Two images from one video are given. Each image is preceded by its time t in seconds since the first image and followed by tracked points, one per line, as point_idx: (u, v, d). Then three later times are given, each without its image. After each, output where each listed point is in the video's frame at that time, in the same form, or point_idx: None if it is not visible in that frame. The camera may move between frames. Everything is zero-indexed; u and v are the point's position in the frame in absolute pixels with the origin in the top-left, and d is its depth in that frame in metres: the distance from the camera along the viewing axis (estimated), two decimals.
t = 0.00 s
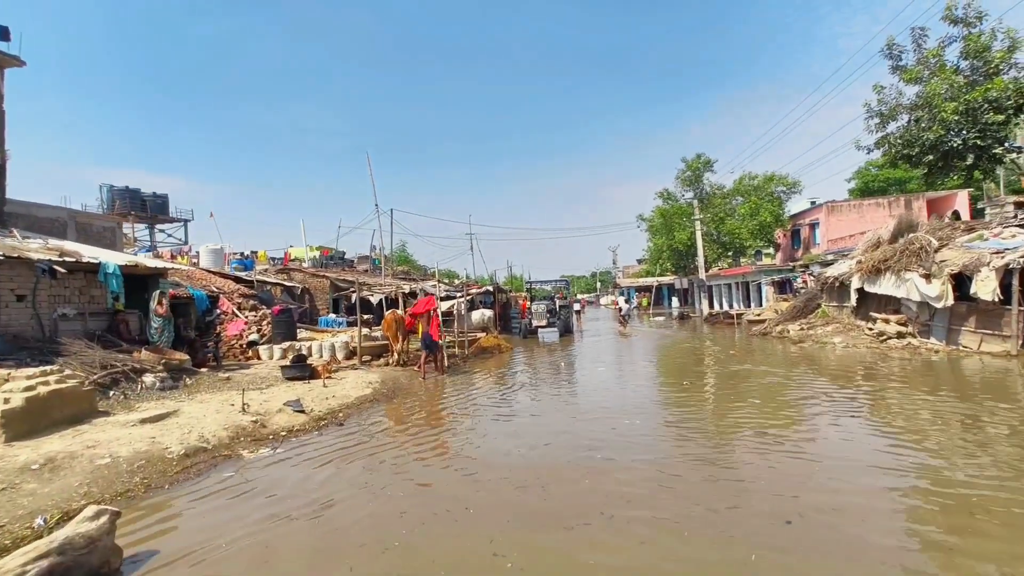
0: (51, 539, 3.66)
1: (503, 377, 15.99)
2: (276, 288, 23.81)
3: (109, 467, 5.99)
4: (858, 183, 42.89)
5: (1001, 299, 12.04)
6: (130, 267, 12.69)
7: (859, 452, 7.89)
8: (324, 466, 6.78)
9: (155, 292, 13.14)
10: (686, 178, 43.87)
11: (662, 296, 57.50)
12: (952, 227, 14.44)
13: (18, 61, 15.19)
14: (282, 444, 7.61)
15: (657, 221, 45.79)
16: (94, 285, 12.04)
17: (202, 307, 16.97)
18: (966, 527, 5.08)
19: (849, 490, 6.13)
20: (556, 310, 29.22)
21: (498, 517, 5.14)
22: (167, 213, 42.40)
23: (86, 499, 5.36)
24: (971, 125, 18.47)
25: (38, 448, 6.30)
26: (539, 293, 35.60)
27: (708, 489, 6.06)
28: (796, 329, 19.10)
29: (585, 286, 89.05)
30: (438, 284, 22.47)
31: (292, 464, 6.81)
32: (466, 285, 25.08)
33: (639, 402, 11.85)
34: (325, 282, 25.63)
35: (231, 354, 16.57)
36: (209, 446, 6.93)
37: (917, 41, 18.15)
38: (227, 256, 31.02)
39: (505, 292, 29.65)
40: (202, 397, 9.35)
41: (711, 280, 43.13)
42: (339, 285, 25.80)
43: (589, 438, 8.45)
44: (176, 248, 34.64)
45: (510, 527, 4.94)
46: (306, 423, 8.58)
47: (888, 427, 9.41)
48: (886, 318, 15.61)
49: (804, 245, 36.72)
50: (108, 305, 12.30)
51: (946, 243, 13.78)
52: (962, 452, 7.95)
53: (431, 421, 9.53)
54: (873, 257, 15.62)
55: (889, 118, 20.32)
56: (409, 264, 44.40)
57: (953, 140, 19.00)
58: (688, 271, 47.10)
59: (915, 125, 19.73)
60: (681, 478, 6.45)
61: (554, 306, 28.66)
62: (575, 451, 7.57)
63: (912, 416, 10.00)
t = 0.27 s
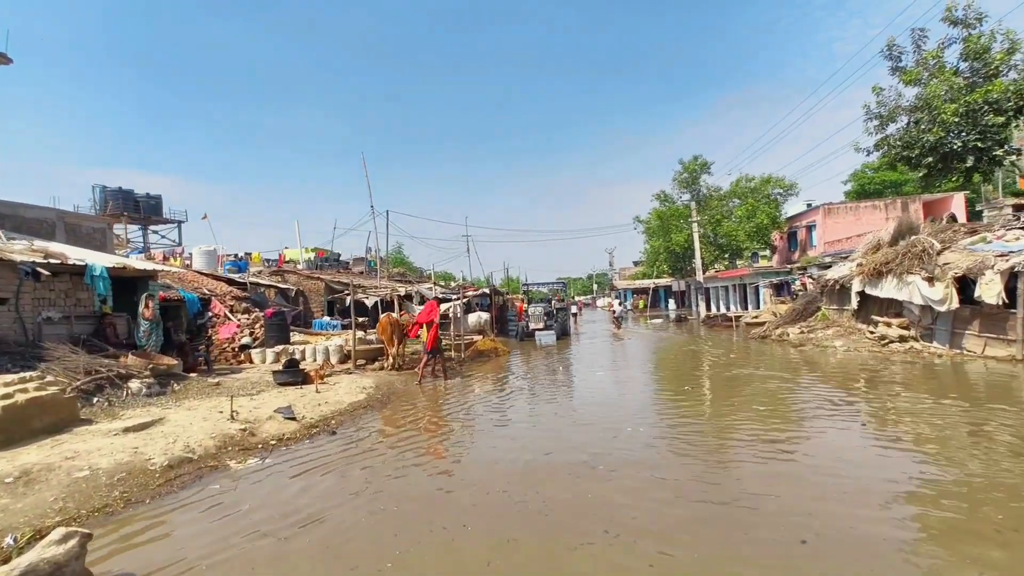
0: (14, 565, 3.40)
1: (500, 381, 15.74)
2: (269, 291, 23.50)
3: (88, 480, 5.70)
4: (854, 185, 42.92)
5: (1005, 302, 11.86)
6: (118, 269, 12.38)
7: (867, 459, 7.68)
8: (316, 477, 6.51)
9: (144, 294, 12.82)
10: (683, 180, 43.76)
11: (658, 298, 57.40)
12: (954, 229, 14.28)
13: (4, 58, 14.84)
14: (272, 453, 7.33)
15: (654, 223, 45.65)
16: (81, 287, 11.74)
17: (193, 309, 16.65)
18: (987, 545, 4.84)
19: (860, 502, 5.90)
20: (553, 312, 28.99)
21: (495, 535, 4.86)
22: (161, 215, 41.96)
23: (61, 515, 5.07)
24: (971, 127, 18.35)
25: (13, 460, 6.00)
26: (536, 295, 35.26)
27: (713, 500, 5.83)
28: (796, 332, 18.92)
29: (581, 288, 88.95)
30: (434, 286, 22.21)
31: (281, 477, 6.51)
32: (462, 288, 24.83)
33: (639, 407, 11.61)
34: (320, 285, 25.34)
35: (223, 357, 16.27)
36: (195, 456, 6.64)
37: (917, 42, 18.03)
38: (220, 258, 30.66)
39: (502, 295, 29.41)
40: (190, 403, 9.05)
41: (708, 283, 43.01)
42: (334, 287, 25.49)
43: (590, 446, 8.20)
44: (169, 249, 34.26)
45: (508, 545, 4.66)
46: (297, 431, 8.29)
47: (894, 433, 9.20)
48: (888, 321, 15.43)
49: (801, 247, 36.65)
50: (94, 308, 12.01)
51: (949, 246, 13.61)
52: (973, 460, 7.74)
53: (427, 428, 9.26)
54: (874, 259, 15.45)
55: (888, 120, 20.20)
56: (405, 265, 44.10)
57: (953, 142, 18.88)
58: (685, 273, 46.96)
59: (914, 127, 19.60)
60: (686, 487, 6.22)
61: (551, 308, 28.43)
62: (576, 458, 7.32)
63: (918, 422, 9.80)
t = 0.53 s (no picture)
0: None
1: (498, 382, 15.57)
2: (265, 291, 23.32)
3: (70, 486, 5.51)
4: (853, 186, 42.86)
5: (1008, 303, 11.71)
6: (108, 268, 12.19)
7: (870, 461, 7.52)
8: (307, 482, 6.32)
9: (134, 294, 12.62)
10: (681, 181, 43.67)
11: (656, 299, 57.29)
12: (956, 230, 14.15)
13: None
14: (262, 456, 7.15)
15: (653, 223, 45.53)
16: (71, 287, 11.56)
17: (187, 309, 16.46)
18: (999, 550, 4.68)
19: (865, 505, 5.74)
20: (552, 313, 28.83)
21: (491, 542, 4.65)
22: (157, 214, 41.71)
23: (41, 523, 4.89)
24: (972, 127, 18.23)
25: None
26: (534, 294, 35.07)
27: (716, 503, 5.65)
28: (796, 333, 18.79)
29: (580, 288, 88.84)
30: (432, 286, 22.04)
31: (270, 482, 6.31)
32: (460, 288, 24.65)
33: (638, 409, 11.45)
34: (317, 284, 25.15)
35: (217, 358, 16.07)
36: (182, 461, 6.45)
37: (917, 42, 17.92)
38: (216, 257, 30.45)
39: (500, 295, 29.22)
40: (180, 405, 8.86)
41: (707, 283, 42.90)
42: (330, 287, 25.30)
43: (588, 448, 8.03)
44: (164, 249, 34.03)
45: (504, 554, 4.44)
46: (290, 434, 8.11)
47: (898, 435, 9.05)
48: (889, 322, 15.30)
49: (800, 247, 36.57)
50: (85, 308, 11.82)
51: (950, 246, 13.48)
52: (979, 461, 7.60)
53: (423, 430, 9.08)
54: (875, 260, 15.32)
55: (888, 120, 20.08)
56: (403, 266, 43.91)
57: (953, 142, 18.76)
58: (684, 273, 46.85)
59: (914, 126, 19.49)
60: (688, 491, 6.02)
61: (549, 309, 28.27)
62: (575, 461, 7.13)
63: (922, 424, 9.65)
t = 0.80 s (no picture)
0: None
1: (496, 376, 15.45)
2: (263, 284, 23.18)
3: (50, 483, 5.37)
4: (855, 180, 42.54)
5: (1013, 297, 11.52)
6: (100, 261, 12.04)
7: (872, 456, 7.38)
8: (295, 478, 6.17)
9: (127, 287, 12.47)
10: (683, 174, 43.37)
11: (657, 293, 57.06)
12: (961, 223, 13.93)
13: None
14: (252, 452, 7.00)
15: (654, 218, 45.27)
16: (63, 280, 11.43)
17: (183, 303, 16.31)
18: (1006, 549, 4.53)
19: (868, 503, 5.59)
20: (552, 307, 28.69)
21: (481, 541, 4.48)
22: (157, 207, 41.54)
23: (18, 521, 4.75)
24: (978, 119, 17.95)
25: None
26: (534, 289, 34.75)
27: (714, 501, 5.50)
28: (798, 327, 18.60)
29: (581, 282, 88.61)
30: (430, 280, 21.87)
31: (258, 478, 6.16)
32: (459, 282, 24.48)
33: (637, 404, 11.30)
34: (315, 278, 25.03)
35: (213, 352, 15.95)
36: (168, 457, 6.31)
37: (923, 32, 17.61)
38: (214, 251, 30.29)
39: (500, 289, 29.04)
40: (171, 400, 8.73)
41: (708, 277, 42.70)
42: (329, 281, 25.15)
43: (585, 443, 7.88)
44: (163, 242, 33.86)
45: (494, 554, 4.26)
46: (282, 429, 7.97)
47: (901, 430, 8.89)
48: (892, 317, 15.12)
49: (802, 242, 36.36)
50: (77, 302, 11.70)
51: (956, 239, 13.27)
52: (984, 456, 7.44)
53: (418, 425, 8.94)
54: (878, 254, 15.13)
55: (893, 112, 19.80)
56: (402, 259, 43.70)
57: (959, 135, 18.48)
58: (685, 267, 46.62)
59: (919, 119, 19.22)
60: (687, 489, 5.86)
61: (549, 303, 28.12)
62: (571, 457, 6.97)
63: (925, 418, 9.49)
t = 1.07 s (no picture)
0: None
1: (492, 366, 15.28)
2: (260, 273, 23.01)
3: (25, 479, 5.21)
4: (859, 168, 42.10)
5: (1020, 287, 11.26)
6: (89, 249, 11.84)
7: (874, 449, 7.19)
8: (280, 472, 6.00)
9: (118, 276, 12.28)
10: (685, 163, 42.93)
11: (658, 283, 56.81)
12: (967, 211, 13.63)
13: None
14: (237, 445, 6.84)
15: (655, 207, 44.90)
16: (51, 269, 11.25)
17: (177, 292, 16.14)
18: (1012, 542, 4.35)
19: (868, 493, 5.41)
20: (551, 296, 28.49)
21: (464, 542, 4.30)
22: (156, 196, 41.29)
23: None
24: (986, 105, 17.56)
25: None
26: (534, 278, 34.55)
27: (709, 489, 5.31)
28: (799, 317, 18.39)
29: (582, 272, 88.29)
30: (428, 269, 21.66)
31: (241, 472, 5.99)
32: (457, 271, 24.27)
33: (634, 395, 11.13)
34: (313, 267, 24.85)
35: (208, 342, 15.80)
36: (150, 451, 6.15)
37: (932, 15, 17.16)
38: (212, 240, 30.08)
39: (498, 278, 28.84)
40: (158, 391, 8.58)
41: (709, 267, 42.43)
42: (326, 270, 24.96)
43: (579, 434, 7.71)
44: (160, 231, 33.64)
45: (477, 558, 4.06)
46: (270, 421, 7.81)
47: (903, 422, 8.70)
48: (895, 306, 14.88)
49: (804, 231, 36.03)
50: (66, 291, 11.53)
51: (961, 228, 12.98)
52: (989, 448, 7.24)
53: (410, 417, 8.78)
54: (882, 243, 14.86)
55: (899, 98, 19.40)
56: (402, 249, 43.44)
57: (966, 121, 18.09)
58: (686, 257, 46.32)
59: (925, 105, 18.85)
60: (682, 475, 5.67)
61: (549, 292, 27.92)
62: (564, 446, 6.79)
63: (928, 410, 9.29)
